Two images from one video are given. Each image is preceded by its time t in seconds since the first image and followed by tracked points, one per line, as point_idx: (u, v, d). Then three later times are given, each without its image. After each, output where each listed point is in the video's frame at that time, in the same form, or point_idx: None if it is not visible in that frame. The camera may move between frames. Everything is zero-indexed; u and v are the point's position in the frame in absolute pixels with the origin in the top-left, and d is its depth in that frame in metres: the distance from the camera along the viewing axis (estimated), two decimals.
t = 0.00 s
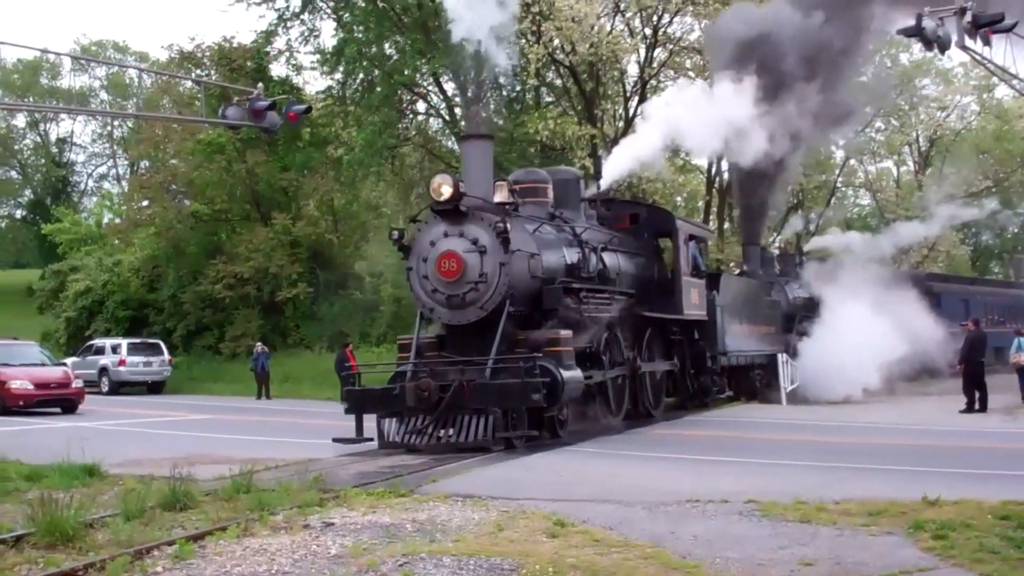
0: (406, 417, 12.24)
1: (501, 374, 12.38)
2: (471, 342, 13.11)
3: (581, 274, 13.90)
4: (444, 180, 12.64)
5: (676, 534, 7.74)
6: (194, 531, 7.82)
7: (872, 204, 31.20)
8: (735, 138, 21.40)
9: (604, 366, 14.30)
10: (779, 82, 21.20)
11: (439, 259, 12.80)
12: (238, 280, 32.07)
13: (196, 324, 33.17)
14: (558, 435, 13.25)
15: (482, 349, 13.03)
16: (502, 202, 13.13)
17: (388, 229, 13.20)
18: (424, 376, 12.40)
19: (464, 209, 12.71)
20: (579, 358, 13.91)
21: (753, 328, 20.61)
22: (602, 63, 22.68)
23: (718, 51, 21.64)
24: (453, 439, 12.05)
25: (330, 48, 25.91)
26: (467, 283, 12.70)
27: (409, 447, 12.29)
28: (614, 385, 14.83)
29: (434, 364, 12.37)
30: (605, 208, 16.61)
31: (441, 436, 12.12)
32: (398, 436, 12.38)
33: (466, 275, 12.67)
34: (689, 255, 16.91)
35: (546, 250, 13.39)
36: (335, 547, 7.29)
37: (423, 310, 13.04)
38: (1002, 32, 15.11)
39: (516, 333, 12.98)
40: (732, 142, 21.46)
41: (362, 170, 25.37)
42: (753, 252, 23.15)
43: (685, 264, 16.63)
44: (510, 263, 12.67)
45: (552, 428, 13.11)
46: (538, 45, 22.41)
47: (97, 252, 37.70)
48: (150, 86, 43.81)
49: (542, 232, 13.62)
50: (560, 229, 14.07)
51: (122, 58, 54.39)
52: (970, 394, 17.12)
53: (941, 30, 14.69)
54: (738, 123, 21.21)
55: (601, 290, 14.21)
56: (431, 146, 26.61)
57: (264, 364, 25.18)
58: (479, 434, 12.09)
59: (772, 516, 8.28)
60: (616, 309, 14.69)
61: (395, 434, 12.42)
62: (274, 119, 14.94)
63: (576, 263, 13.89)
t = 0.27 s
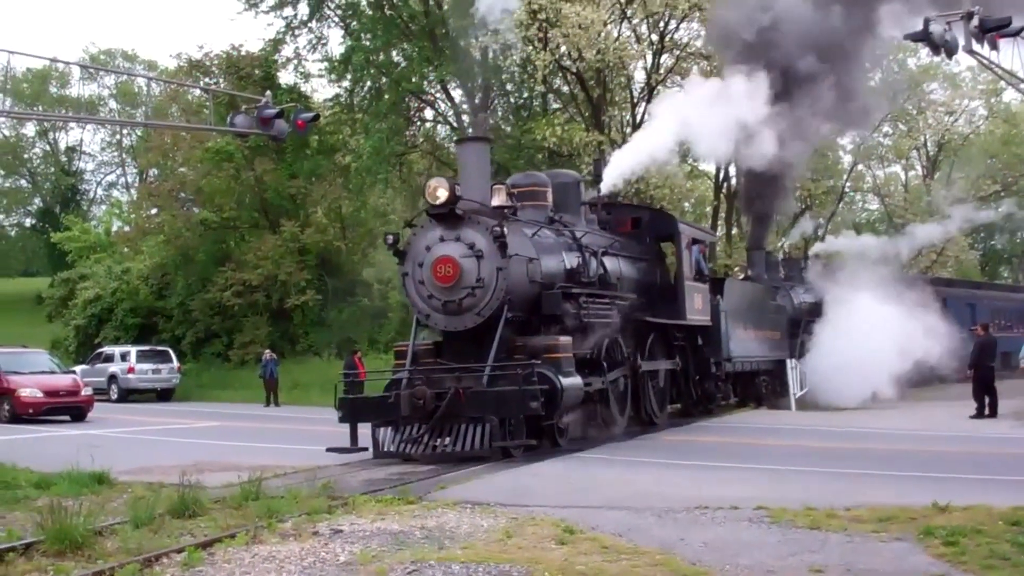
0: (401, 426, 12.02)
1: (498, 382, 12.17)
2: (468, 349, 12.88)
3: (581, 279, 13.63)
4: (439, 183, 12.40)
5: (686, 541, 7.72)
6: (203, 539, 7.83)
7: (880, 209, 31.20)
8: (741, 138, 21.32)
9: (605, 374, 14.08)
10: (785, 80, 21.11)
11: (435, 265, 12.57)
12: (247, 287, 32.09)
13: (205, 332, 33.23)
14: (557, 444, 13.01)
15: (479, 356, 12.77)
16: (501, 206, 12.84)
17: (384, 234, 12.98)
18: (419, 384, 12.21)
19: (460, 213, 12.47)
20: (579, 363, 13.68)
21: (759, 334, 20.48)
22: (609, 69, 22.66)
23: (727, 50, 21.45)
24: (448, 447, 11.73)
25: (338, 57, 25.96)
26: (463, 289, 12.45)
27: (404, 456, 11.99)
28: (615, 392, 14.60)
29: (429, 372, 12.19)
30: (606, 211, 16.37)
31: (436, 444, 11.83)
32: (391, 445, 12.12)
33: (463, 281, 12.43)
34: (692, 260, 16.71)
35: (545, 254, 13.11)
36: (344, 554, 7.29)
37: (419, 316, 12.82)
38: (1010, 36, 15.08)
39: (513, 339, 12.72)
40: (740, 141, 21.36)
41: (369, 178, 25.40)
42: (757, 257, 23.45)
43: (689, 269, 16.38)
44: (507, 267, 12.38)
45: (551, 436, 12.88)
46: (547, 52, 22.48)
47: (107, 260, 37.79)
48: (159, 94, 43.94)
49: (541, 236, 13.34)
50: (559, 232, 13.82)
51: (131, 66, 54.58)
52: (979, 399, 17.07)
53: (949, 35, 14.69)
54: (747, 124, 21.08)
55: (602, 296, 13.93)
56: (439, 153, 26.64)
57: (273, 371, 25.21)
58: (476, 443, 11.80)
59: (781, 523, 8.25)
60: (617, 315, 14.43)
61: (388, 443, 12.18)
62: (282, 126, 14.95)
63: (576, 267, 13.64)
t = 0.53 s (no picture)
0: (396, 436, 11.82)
1: (495, 391, 11.92)
2: (465, 358, 12.64)
3: (581, 286, 13.36)
4: (435, 188, 12.19)
5: (695, 549, 7.72)
6: (211, 546, 7.84)
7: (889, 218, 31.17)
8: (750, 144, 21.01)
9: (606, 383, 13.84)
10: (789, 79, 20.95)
11: (431, 271, 12.36)
12: (256, 295, 32.17)
13: (213, 340, 33.30)
14: (557, 454, 12.73)
15: (475, 365, 12.59)
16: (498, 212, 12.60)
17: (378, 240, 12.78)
18: (415, 394, 11.99)
19: (456, 219, 12.26)
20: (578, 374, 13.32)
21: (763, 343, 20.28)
22: (618, 78, 22.70)
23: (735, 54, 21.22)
24: (444, 458, 11.53)
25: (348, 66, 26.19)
26: (460, 296, 12.25)
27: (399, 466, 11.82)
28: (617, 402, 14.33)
29: (425, 381, 11.98)
30: (608, 217, 16.14)
31: (431, 455, 11.64)
32: (387, 455, 11.94)
33: (459, 287, 12.23)
34: (694, 266, 16.41)
35: (543, 261, 12.94)
36: (352, 561, 7.30)
37: (414, 324, 12.60)
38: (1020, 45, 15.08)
39: (511, 348, 12.50)
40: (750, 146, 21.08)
41: (378, 186, 25.46)
42: (763, 264, 23.20)
43: (693, 276, 16.11)
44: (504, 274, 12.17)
45: (549, 447, 12.60)
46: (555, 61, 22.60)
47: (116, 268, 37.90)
48: (168, 103, 44.12)
49: (540, 242, 13.17)
50: (559, 239, 13.63)
51: (140, 75, 54.79)
52: (988, 409, 17.04)
53: (958, 44, 14.72)
54: (758, 128, 20.85)
55: (604, 303, 13.71)
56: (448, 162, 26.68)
57: (282, 379, 25.24)
58: (472, 453, 11.59)
59: (791, 532, 8.24)
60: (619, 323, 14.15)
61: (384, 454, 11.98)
62: (292, 135, 15.00)
63: (577, 274, 13.41)
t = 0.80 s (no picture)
0: (390, 444, 11.51)
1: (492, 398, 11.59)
2: (462, 364, 12.37)
3: (582, 292, 13.03)
4: (432, 189, 11.85)
5: (704, 556, 7.71)
6: (221, 553, 7.84)
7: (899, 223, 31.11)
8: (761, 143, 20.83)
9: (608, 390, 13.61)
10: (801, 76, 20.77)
11: (427, 275, 12.01)
12: (266, 302, 32.27)
13: (224, 346, 33.38)
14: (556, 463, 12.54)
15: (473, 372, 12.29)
16: (496, 215, 12.32)
17: (374, 244, 12.47)
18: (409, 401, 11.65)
19: (453, 221, 11.93)
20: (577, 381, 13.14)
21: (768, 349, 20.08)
22: (627, 84, 22.68)
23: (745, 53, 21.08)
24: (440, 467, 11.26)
25: (356, 72, 26.34)
26: (456, 300, 11.90)
27: (394, 476, 11.54)
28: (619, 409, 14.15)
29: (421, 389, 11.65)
30: (611, 221, 15.81)
31: (428, 464, 11.36)
32: (382, 464, 11.65)
33: (456, 291, 11.87)
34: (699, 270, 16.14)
35: (543, 265, 12.58)
36: (361, 568, 7.30)
37: (409, 330, 12.24)
38: None
39: (508, 354, 12.25)
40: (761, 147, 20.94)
41: (387, 193, 25.51)
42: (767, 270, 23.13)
43: (696, 281, 15.85)
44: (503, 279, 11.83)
45: (549, 455, 12.37)
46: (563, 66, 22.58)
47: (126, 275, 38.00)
48: (178, 110, 44.26)
49: (540, 245, 12.83)
50: (559, 242, 13.27)
51: (150, 82, 55.01)
52: (999, 414, 16.99)
53: (968, 48, 14.69)
54: (767, 128, 20.66)
55: (605, 308, 13.39)
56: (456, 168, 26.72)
57: (291, 385, 25.29)
58: (469, 462, 11.34)
59: (801, 538, 8.21)
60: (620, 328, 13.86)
61: (378, 463, 11.69)
62: (301, 141, 15.00)
63: (577, 278, 13.08)
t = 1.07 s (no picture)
0: (385, 451, 11.42)
1: (489, 404, 11.51)
2: (459, 368, 12.25)
3: (582, 294, 12.81)
4: (427, 190, 11.81)
5: (715, 560, 7.71)
6: (232, 557, 7.87)
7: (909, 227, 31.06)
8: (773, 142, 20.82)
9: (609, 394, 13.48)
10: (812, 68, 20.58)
11: (423, 278, 11.96)
12: (276, 306, 32.32)
13: (234, 350, 33.44)
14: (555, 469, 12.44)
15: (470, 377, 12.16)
16: (494, 215, 12.26)
17: (369, 246, 12.39)
18: (405, 407, 11.57)
19: (449, 223, 11.87)
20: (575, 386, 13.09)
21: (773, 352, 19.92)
22: (636, 88, 22.68)
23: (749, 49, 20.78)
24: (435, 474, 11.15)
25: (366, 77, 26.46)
26: (452, 303, 11.83)
27: (389, 484, 11.43)
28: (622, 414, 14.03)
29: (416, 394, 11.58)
30: (613, 222, 15.69)
31: (422, 472, 11.25)
32: (377, 472, 11.53)
33: (452, 294, 11.81)
34: (704, 273, 16.07)
35: (542, 267, 12.40)
36: (372, 572, 7.31)
37: (406, 333, 12.20)
38: None
39: (507, 358, 12.11)
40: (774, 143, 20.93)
41: (397, 198, 25.55)
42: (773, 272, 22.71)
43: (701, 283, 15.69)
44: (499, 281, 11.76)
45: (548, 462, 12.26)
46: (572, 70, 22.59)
47: (136, 280, 38.10)
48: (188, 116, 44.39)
49: (540, 247, 12.67)
50: (560, 244, 13.11)
51: (160, 87, 55.14)
52: (1011, 418, 16.95)
53: (978, 50, 14.68)
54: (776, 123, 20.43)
55: (607, 310, 13.18)
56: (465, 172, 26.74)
57: (301, 390, 25.31)
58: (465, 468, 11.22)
59: (812, 542, 8.21)
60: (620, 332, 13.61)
61: (373, 471, 11.56)
62: (310, 146, 15.04)
63: (578, 281, 12.89)
